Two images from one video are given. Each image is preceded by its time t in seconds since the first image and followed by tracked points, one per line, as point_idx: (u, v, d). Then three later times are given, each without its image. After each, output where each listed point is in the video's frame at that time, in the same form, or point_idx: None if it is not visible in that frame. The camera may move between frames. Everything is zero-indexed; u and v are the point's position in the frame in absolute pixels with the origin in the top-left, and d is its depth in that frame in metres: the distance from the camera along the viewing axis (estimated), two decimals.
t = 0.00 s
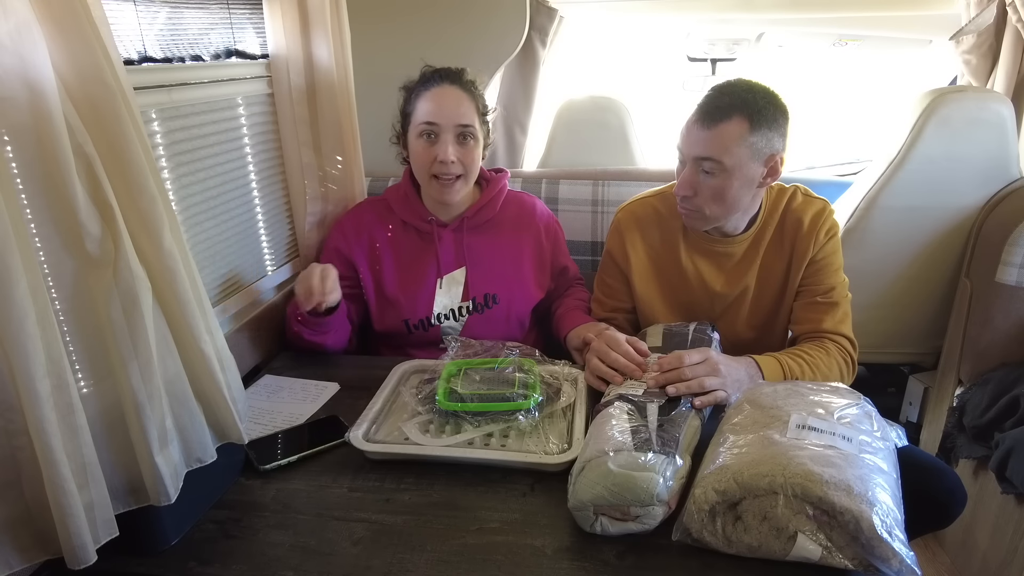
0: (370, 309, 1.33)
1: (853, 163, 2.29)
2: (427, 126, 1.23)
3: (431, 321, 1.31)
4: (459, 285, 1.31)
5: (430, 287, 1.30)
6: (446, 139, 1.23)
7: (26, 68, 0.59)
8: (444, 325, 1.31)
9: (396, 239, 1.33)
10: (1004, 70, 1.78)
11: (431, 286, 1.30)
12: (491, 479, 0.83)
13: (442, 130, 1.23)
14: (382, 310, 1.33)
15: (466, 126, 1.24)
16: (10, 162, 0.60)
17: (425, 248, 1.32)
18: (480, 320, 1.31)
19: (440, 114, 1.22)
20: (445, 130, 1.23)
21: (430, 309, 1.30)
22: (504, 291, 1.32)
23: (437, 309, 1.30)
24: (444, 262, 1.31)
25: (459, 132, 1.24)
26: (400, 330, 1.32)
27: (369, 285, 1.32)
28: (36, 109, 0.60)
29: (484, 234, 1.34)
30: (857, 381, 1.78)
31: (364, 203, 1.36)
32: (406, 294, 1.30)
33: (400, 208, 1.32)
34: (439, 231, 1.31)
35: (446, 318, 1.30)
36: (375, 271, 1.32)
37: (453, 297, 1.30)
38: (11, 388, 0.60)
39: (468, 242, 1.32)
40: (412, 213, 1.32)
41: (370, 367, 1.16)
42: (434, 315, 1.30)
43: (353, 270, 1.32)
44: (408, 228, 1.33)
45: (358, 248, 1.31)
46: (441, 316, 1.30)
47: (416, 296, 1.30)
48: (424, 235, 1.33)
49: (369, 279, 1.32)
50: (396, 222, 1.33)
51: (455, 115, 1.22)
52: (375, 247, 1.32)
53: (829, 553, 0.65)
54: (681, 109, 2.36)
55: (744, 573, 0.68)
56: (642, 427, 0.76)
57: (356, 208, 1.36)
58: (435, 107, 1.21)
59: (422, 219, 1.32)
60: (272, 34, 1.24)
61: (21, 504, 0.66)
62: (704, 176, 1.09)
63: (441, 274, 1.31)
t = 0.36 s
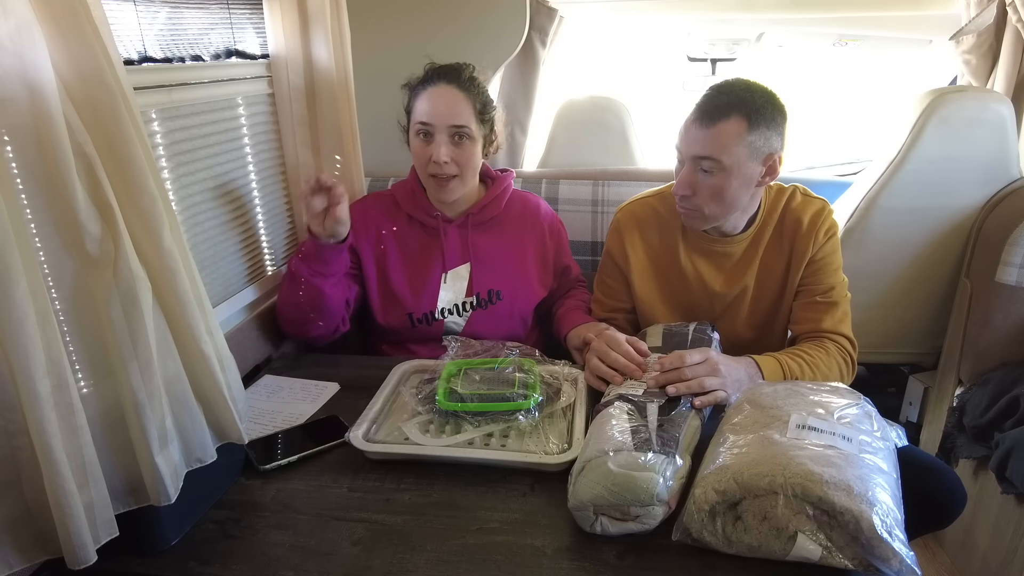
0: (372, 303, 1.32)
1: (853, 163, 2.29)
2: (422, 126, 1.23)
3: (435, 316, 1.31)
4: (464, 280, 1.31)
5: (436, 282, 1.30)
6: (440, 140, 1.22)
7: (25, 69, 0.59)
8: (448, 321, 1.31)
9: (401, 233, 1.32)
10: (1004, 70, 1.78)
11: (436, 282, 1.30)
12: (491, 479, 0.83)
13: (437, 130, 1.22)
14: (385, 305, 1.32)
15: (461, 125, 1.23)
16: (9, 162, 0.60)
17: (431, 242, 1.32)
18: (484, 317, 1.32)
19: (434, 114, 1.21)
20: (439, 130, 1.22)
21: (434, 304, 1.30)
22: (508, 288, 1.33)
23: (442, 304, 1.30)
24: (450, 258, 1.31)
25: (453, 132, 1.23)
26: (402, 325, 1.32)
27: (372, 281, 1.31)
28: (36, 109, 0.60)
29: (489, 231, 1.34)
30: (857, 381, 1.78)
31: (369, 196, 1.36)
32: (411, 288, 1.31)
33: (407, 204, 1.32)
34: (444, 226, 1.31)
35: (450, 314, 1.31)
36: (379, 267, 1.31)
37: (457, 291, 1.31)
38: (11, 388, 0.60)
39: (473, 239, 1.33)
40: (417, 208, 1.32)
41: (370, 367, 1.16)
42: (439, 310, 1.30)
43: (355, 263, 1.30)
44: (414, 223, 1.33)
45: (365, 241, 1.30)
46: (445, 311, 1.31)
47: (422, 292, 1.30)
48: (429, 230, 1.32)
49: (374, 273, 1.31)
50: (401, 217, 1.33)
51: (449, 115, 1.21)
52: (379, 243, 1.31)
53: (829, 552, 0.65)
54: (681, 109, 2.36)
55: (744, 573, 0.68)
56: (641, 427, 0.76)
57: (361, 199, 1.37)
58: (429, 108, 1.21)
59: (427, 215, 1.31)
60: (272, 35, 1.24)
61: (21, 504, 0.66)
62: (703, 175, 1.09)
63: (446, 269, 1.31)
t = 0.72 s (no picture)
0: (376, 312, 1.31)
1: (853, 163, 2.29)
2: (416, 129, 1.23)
3: (441, 328, 1.30)
4: (472, 290, 1.31)
5: (443, 293, 1.30)
6: (435, 141, 1.22)
7: (25, 68, 0.59)
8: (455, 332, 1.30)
9: (408, 243, 1.33)
10: (1004, 70, 1.78)
11: (444, 293, 1.29)
12: (491, 479, 0.83)
13: (431, 132, 1.22)
14: (389, 314, 1.32)
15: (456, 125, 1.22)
16: (9, 162, 0.60)
17: (438, 252, 1.32)
18: (492, 329, 1.31)
19: (429, 115, 1.21)
20: (433, 131, 1.22)
21: (442, 315, 1.29)
22: (516, 300, 1.33)
23: (449, 316, 1.29)
24: (458, 268, 1.31)
25: (448, 132, 1.22)
26: (407, 335, 1.31)
27: (376, 290, 1.31)
28: (36, 108, 0.60)
29: (497, 241, 1.34)
30: (857, 381, 1.78)
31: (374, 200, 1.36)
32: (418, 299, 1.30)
33: (413, 210, 1.32)
34: (453, 236, 1.31)
35: (456, 326, 1.30)
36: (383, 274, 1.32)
37: (465, 302, 1.30)
38: (11, 388, 0.60)
39: (481, 249, 1.32)
40: (424, 216, 1.32)
41: (370, 367, 1.16)
42: (445, 322, 1.29)
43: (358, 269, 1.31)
44: (420, 231, 1.33)
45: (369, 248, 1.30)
46: (451, 323, 1.30)
47: (429, 302, 1.29)
48: (436, 239, 1.32)
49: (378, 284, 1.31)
50: (408, 225, 1.33)
51: (442, 115, 1.21)
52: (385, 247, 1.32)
53: (829, 552, 0.65)
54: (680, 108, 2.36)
55: (744, 573, 0.68)
56: (642, 427, 0.76)
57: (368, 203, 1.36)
58: (425, 109, 1.21)
59: (434, 224, 1.31)
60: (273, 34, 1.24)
61: (21, 504, 0.66)
62: (703, 175, 1.09)
63: (454, 279, 1.30)
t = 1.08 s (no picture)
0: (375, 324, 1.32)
1: (853, 164, 2.29)
2: (429, 134, 1.22)
3: (442, 340, 1.30)
4: (473, 302, 1.30)
5: (443, 306, 1.29)
6: (448, 146, 1.22)
7: (25, 68, 0.58)
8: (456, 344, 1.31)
9: (407, 256, 1.32)
10: (1004, 70, 1.78)
11: (444, 306, 1.29)
12: (491, 479, 0.83)
13: (445, 138, 1.22)
14: (389, 326, 1.33)
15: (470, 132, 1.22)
16: (9, 162, 0.60)
17: (438, 265, 1.31)
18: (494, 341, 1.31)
19: (443, 121, 1.21)
20: (447, 137, 1.22)
21: (443, 328, 1.30)
22: (518, 313, 1.32)
23: (449, 329, 1.30)
24: (458, 281, 1.30)
25: (462, 138, 1.22)
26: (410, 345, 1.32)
27: (374, 303, 1.31)
28: (36, 108, 0.60)
29: (497, 251, 1.33)
30: (857, 381, 1.78)
31: (371, 210, 1.35)
32: (419, 314, 1.30)
33: (411, 221, 1.31)
34: (453, 248, 1.30)
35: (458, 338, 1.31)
36: (382, 284, 1.32)
37: (466, 315, 1.30)
38: (11, 388, 0.60)
39: (481, 260, 1.32)
40: (423, 227, 1.31)
41: (370, 367, 1.16)
42: (446, 335, 1.30)
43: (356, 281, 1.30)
44: (418, 242, 1.32)
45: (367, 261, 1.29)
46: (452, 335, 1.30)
47: (428, 316, 1.29)
48: (436, 252, 1.31)
49: (376, 299, 1.31)
50: (406, 237, 1.32)
51: (457, 121, 1.21)
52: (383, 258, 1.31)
53: (829, 553, 0.65)
54: (680, 108, 2.36)
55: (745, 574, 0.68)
56: (642, 427, 0.76)
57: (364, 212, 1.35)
58: (438, 115, 1.21)
59: (434, 235, 1.30)
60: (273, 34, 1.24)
61: (20, 504, 0.66)
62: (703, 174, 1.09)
63: (454, 292, 1.29)
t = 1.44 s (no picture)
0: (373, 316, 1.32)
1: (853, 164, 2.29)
2: (446, 129, 1.23)
3: (440, 331, 1.31)
4: (469, 293, 1.31)
5: (440, 296, 1.30)
6: (466, 139, 1.23)
7: (25, 67, 0.58)
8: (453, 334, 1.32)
9: (404, 248, 1.32)
10: (1004, 70, 1.78)
11: (441, 297, 1.30)
12: (491, 479, 0.83)
13: (463, 132, 1.23)
14: (389, 320, 1.33)
15: (485, 127, 1.24)
16: (9, 162, 0.60)
17: (435, 256, 1.31)
18: (491, 330, 1.33)
19: (461, 116, 1.22)
20: (466, 132, 1.23)
21: (441, 318, 1.31)
22: (515, 301, 1.34)
23: (447, 319, 1.31)
24: (454, 271, 1.30)
25: (479, 133, 1.24)
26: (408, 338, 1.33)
27: (373, 295, 1.31)
28: (36, 108, 0.60)
29: (492, 242, 1.34)
30: (857, 381, 1.78)
31: (367, 205, 1.34)
32: (416, 304, 1.30)
33: (407, 214, 1.30)
34: (449, 239, 1.30)
35: (455, 329, 1.32)
36: (380, 277, 1.31)
37: (463, 305, 1.31)
38: (11, 388, 0.60)
39: (477, 251, 1.32)
40: (420, 219, 1.30)
41: (371, 367, 1.16)
42: (444, 325, 1.31)
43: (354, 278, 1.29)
44: (414, 232, 1.32)
45: (365, 257, 1.29)
46: (450, 326, 1.31)
47: (426, 307, 1.30)
48: (432, 243, 1.31)
49: (375, 293, 1.31)
50: (402, 228, 1.32)
51: (476, 116, 1.23)
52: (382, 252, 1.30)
53: (829, 553, 0.65)
54: (680, 108, 2.36)
55: (745, 574, 0.68)
56: (641, 427, 0.76)
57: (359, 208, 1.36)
58: (456, 109, 1.21)
59: (430, 226, 1.30)
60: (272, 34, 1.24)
61: (21, 503, 0.66)
62: (701, 175, 1.09)
63: (451, 283, 1.30)
